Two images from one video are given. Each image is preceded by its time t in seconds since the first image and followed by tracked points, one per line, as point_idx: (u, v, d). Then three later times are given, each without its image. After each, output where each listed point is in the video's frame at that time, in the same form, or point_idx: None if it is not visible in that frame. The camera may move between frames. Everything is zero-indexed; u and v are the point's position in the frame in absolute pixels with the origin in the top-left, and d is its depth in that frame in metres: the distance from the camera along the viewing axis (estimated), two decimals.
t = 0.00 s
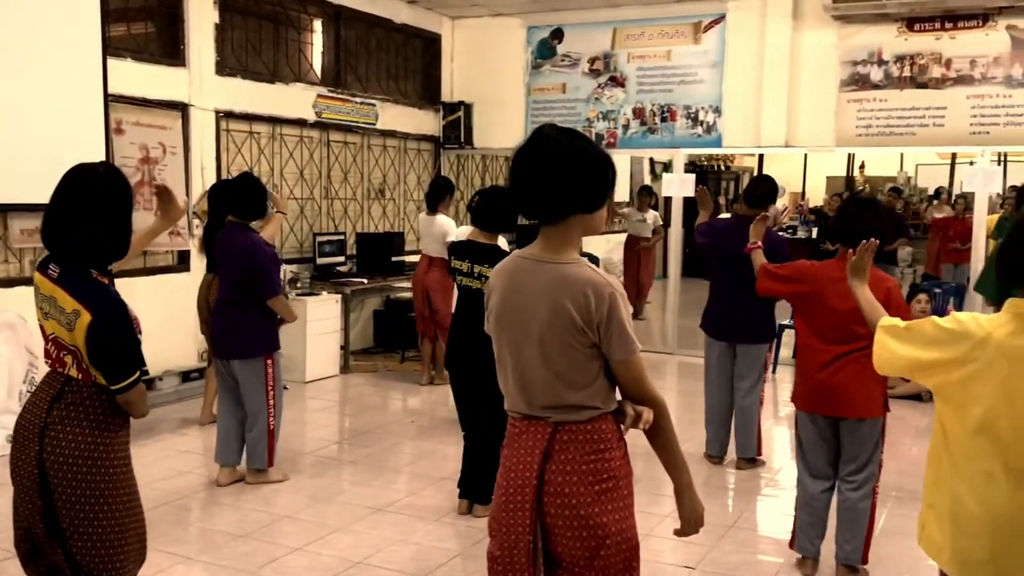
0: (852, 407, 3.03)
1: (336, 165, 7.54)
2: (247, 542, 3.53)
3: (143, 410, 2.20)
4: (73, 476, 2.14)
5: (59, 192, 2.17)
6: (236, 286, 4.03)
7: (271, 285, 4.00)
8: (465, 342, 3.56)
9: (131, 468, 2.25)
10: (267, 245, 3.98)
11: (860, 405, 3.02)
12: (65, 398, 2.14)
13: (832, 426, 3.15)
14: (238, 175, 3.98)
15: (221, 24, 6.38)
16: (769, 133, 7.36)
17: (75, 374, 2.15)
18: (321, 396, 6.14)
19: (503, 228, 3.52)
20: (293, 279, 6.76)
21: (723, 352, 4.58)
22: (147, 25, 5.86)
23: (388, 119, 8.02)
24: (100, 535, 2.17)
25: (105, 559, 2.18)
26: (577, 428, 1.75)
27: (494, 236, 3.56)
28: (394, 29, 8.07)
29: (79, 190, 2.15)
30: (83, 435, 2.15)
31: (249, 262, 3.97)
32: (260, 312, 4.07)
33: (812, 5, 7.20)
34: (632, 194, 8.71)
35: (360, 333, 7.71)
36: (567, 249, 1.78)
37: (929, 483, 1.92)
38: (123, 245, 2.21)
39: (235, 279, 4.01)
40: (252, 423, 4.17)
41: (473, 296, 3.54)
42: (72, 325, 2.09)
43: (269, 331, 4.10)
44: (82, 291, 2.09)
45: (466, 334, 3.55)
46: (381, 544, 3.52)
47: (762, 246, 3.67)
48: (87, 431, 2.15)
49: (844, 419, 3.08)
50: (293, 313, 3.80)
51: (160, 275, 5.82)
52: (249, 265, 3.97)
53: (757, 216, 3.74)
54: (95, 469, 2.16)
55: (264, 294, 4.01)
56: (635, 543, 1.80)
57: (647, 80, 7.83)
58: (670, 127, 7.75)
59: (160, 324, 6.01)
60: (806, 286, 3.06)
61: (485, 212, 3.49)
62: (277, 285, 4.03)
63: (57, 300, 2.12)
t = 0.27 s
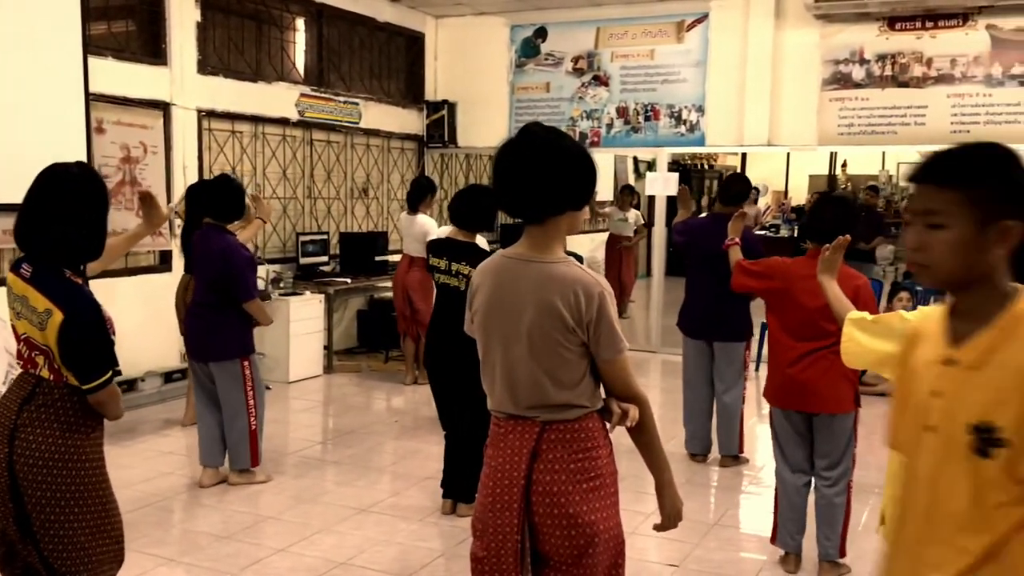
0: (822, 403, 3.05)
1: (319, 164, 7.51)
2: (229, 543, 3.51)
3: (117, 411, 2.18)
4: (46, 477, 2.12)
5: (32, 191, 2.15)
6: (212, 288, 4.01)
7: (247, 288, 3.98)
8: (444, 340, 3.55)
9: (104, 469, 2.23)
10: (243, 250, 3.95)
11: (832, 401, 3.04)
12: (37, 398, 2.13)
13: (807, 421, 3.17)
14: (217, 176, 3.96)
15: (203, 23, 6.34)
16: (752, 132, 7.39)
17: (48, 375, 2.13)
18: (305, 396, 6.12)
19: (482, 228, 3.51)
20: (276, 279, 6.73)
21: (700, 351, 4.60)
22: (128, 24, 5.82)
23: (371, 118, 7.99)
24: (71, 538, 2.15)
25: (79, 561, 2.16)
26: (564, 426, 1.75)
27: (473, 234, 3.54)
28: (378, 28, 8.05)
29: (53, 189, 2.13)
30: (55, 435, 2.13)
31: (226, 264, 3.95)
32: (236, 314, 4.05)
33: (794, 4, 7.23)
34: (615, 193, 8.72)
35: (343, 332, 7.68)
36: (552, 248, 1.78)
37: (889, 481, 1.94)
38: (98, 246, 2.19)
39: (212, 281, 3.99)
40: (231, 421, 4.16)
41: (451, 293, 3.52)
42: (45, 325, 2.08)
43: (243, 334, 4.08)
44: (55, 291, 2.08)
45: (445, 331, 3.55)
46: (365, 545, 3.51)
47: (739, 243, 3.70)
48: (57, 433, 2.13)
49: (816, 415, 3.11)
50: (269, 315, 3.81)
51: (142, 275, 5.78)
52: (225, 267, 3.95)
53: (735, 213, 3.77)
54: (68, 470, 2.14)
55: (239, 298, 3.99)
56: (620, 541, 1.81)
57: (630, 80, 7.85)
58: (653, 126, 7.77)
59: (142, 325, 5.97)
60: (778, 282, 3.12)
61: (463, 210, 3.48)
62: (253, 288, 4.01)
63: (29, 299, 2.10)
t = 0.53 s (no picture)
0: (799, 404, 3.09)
1: (304, 162, 7.49)
2: (216, 543, 3.49)
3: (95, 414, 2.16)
4: (22, 482, 2.11)
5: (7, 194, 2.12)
6: (194, 288, 4.01)
7: (230, 289, 3.97)
8: (427, 340, 3.55)
9: (85, 470, 2.22)
10: (226, 250, 3.94)
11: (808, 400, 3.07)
12: (13, 405, 2.08)
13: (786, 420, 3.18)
14: (199, 176, 3.97)
15: (187, 21, 6.31)
16: (737, 130, 7.42)
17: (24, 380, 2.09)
18: (292, 396, 6.10)
19: (465, 224, 3.48)
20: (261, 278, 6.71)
21: (685, 349, 4.60)
22: (111, 22, 5.79)
23: (357, 116, 7.97)
24: (49, 542, 2.14)
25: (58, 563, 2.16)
26: (553, 422, 1.75)
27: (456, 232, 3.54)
28: (363, 26, 8.02)
29: (30, 192, 2.10)
30: (31, 442, 2.11)
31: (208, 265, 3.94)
32: (219, 315, 4.03)
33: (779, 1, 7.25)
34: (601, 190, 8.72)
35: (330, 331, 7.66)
36: (537, 246, 1.78)
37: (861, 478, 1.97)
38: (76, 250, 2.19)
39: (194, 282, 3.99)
40: (219, 424, 4.15)
41: (433, 290, 3.52)
42: (22, 330, 2.04)
43: (226, 335, 4.06)
44: (33, 295, 2.05)
45: (428, 331, 3.55)
46: (353, 544, 3.50)
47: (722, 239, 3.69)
48: (34, 439, 2.11)
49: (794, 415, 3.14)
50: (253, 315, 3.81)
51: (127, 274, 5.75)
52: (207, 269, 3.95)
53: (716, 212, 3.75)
54: (45, 476, 2.13)
55: (222, 298, 3.97)
56: (606, 535, 1.82)
57: (616, 77, 7.85)
58: (639, 124, 7.78)
59: (127, 325, 5.94)
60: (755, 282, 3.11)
61: (445, 206, 3.45)
62: (236, 290, 4.00)
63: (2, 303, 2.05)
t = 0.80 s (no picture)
0: (786, 396, 3.11)
1: (289, 161, 7.46)
2: (202, 543, 3.48)
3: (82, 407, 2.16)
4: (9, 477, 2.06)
5: None
6: (181, 283, 3.99)
7: (218, 283, 3.96)
8: (415, 336, 3.53)
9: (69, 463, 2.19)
10: (212, 245, 3.92)
11: (794, 392, 3.10)
12: None
13: (772, 412, 3.20)
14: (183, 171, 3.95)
15: (170, 19, 6.27)
16: (722, 127, 7.44)
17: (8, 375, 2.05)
18: (278, 395, 6.08)
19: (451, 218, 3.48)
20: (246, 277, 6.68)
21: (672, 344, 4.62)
22: (93, 20, 5.74)
23: (341, 114, 7.94)
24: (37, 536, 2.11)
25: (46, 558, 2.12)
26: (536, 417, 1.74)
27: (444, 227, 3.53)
28: (347, 23, 8.00)
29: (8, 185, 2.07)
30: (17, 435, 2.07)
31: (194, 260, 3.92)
32: (206, 310, 4.01)
33: None
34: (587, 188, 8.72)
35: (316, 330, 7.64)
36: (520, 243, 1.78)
37: (844, 466, 1.99)
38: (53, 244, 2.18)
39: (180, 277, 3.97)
40: (204, 422, 4.14)
41: (419, 285, 3.52)
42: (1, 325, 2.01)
43: (213, 330, 4.04)
44: (13, 289, 2.03)
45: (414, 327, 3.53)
46: (339, 543, 3.50)
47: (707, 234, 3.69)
48: (19, 434, 2.08)
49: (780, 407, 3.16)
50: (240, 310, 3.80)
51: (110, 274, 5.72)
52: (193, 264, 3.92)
53: (702, 206, 3.76)
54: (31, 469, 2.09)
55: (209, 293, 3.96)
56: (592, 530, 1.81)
57: (601, 75, 7.86)
58: (624, 121, 7.79)
59: (111, 326, 5.90)
60: (739, 274, 3.18)
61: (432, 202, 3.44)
62: (224, 284, 3.99)
63: None
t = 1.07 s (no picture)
0: (776, 390, 3.11)
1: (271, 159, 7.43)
2: (184, 544, 3.46)
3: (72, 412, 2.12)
4: None
5: None
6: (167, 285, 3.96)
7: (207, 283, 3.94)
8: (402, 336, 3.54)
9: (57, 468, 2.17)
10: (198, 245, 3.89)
11: (785, 386, 3.11)
12: None
13: (760, 407, 3.21)
14: (166, 172, 3.91)
15: (149, 17, 6.23)
16: (703, 125, 7.47)
17: None
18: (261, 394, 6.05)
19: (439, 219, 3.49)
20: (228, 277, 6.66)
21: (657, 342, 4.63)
22: (71, 18, 5.69)
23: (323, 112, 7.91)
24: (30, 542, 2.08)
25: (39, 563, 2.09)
26: (516, 416, 1.75)
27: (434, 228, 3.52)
28: (328, 21, 7.97)
29: None
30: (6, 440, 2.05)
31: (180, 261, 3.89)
32: (193, 310, 3.99)
33: None
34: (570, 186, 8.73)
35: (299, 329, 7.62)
36: (502, 243, 1.79)
37: (839, 456, 2.00)
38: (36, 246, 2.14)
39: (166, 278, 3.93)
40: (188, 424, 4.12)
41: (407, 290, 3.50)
42: None
43: (201, 330, 4.03)
44: None
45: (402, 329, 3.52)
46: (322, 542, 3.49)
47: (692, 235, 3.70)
48: (9, 438, 2.05)
49: (770, 402, 3.17)
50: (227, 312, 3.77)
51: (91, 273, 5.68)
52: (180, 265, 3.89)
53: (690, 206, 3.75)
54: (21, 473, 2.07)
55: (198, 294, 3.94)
56: (572, 528, 1.82)
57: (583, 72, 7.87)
58: (607, 118, 7.80)
59: (93, 326, 5.86)
60: (727, 271, 3.19)
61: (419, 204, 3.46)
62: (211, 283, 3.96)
63: None
